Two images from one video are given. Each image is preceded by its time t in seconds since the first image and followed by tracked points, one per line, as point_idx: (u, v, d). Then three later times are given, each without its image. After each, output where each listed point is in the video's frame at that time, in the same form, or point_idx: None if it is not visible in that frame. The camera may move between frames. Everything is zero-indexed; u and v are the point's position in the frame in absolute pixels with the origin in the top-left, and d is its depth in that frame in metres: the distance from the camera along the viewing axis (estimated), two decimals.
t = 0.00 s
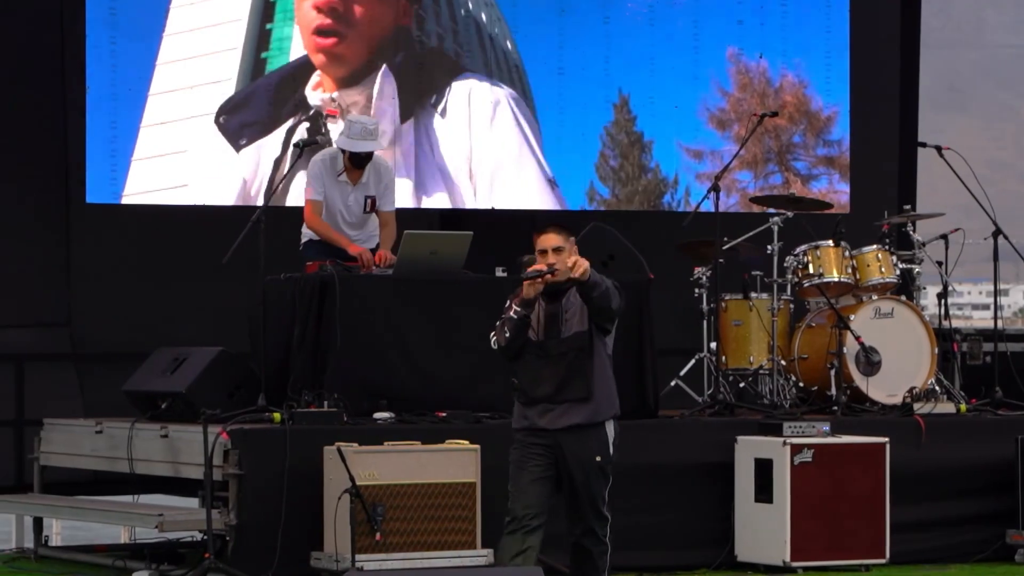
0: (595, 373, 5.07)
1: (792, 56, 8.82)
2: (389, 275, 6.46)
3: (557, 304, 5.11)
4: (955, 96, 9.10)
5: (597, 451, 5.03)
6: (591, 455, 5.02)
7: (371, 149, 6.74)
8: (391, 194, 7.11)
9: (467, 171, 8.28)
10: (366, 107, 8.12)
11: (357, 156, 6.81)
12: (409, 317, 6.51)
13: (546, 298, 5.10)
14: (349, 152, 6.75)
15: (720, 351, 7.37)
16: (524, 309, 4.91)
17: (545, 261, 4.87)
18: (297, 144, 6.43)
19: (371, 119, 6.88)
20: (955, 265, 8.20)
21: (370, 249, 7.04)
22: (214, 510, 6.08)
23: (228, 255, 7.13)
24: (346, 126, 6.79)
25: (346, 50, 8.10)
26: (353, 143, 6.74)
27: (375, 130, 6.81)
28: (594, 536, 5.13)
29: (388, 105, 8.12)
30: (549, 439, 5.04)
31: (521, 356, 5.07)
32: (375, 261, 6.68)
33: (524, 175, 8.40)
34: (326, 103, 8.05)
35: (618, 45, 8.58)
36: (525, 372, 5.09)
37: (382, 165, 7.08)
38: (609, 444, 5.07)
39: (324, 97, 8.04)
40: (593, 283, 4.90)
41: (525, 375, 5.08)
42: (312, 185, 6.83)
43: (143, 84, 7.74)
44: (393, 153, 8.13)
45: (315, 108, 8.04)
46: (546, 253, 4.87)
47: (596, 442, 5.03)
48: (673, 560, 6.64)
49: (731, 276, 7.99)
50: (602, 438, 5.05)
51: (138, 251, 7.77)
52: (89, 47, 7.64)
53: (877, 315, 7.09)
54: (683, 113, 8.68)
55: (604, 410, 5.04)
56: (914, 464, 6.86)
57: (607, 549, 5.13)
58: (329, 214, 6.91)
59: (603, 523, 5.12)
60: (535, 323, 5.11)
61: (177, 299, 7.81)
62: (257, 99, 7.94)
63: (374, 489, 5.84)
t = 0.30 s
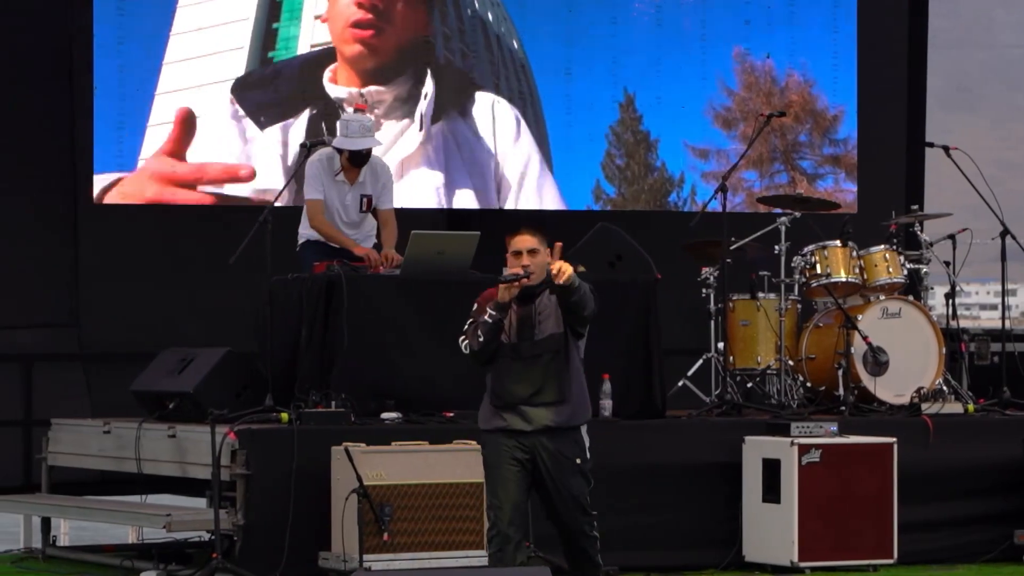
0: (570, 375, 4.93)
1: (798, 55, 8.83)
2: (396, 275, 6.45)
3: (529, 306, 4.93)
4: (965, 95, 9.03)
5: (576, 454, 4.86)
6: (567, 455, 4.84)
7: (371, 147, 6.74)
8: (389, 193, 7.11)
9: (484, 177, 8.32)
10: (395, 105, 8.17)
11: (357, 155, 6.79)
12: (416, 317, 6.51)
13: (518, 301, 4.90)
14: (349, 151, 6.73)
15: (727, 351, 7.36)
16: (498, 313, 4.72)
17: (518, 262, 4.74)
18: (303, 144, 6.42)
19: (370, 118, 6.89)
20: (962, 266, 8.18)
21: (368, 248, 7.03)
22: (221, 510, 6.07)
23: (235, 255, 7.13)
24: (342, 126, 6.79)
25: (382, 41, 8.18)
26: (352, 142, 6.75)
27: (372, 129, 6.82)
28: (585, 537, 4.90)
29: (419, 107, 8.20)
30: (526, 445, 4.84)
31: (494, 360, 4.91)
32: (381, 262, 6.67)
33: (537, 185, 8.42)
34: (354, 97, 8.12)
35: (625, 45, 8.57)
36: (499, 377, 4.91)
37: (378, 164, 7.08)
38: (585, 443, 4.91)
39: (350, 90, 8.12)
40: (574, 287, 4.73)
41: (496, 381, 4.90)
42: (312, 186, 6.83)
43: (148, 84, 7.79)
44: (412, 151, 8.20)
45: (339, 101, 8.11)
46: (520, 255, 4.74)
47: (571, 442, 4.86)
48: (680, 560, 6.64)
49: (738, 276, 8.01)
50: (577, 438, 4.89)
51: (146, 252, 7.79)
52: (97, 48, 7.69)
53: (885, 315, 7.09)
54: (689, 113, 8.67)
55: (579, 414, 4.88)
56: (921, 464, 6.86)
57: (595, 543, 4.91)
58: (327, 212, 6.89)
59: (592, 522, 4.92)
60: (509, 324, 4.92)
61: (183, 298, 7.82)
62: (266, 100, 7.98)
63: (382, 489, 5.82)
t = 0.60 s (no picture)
0: (559, 370, 4.72)
1: (810, 55, 8.82)
2: (410, 274, 6.45)
3: (520, 300, 4.77)
4: (976, 96, 9.15)
5: (564, 440, 4.65)
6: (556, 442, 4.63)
7: (386, 149, 6.76)
8: (402, 195, 7.15)
9: (545, 192, 8.37)
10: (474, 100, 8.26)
11: (371, 157, 6.82)
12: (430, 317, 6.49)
13: (508, 294, 4.76)
14: (364, 153, 6.77)
15: (740, 351, 7.37)
16: (488, 307, 4.60)
17: (508, 255, 4.67)
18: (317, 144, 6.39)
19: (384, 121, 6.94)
20: (976, 265, 8.23)
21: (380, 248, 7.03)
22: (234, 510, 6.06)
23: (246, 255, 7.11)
24: (358, 128, 6.83)
25: (464, 20, 8.25)
26: (368, 144, 6.78)
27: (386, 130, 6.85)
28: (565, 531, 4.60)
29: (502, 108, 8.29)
30: (513, 437, 4.67)
31: (483, 354, 4.73)
32: (395, 262, 6.67)
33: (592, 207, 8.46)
34: (432, 79, 8.19)
35: (636, 46, 8.56)
36: (488, 376, 4.73)
37: (391, 167, 7.13)
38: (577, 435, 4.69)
39: (432, 70, 8.18)
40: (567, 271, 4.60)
41: (486, 376, 4.73)
42: (325, 185, 6.83)
43: (160, 86, 7.73)
44: (484, 155, 8.25)
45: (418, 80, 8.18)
46: (510, 247, 4.67)
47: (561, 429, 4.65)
48: (693, 561, 6.63)
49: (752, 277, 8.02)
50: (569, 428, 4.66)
51: (157, 251, 7.79)
52: (110, 51, 7.63)
53: (899, 315, 7.09)
54: (701, 114, 8.68)
55: (569, 408, 4.68)
56: (935, 465, 6.85)
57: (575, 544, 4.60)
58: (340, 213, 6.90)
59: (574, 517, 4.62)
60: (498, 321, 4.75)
61: (195, 298, 7.83)
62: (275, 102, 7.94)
63: (394, 489, 5.82)
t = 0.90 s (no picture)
0: (545, 375, 4.73)
1: (812, 54, 8.82)
2: (412, 275, 6.45)
3: (514, 306, 4.82)
4: (977, 96, 9.20)
5: (541, 450, 4.61)
6: (534, 453, 4.61)
7: (396, 150, 6.76)
8: (411, 195, 7.11)
9: (594, 172, 8.46)
10: (525, 77, 8.34)
11: (379, 159, 6.80)
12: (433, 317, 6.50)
13: (500, 299, 4.81)
14: (374, 155, 6.75)
15: (743, 351, 7.38)
16: (477, 313, 4.65)
17: (500, 258, 4.70)
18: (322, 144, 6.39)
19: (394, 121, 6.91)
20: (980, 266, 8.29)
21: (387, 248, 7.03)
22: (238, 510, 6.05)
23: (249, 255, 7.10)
24: (367, 129, 6.79)
25: None
26: (377, 146, 6.76)
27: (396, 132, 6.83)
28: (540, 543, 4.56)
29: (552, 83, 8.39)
30: (499, 444, 4.67)
31: (473, 361, 4.76)
32: (399, 262, 6.65)
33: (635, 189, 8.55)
34: (483, 53, 8.28)
35: (638, 46, 8.57)
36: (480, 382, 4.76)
37: (401, 168, 7.09)
38: (558, 446, 4.66)
39: (483, 42, 8.28)
40: (567, 255, 4.59)
41: (474, 383, 4.77)
42: (333, 185, 6.81)
43: (164, 83, 7.72)
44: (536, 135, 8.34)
45: (469, 51, 8.26)
46: (502, 249, 4.69)
47: (539, 440, 4.62)
48: (695, 561, 6.62)
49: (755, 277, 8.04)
50: (551, 438, 4.64)
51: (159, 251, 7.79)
52: (113, 49, 7.65)
53: (901, 316, 7.09)
54: (703, 114, 8.69)
55: (551, 414, 4.66)
56: (938, 464, 6.85)
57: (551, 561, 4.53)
58: (348, 213, 6.90)
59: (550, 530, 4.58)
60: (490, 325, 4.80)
61: (198, 298, 7.83)
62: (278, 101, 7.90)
63: (398, 489, 5.81)
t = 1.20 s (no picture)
0: (526, 364, 4.74)
1: (812, 54, 8.83)
2: (413, 275, 6.42)
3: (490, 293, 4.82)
4: (978, 96, 9.21)
5: (527, 452, 4.60)
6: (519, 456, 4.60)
7: (402, 152, 6.75)
8: (420, 196, 7.11)
9: (621, 137, 8.51)
10: (547, 30, 8.37)
11: (386, 160, 6.81)
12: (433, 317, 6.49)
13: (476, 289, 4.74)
14: (381, 156, 6.76)
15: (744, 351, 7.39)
16: (450, 305, 4.65)
17: (476, 244, 4.69)
18: (322, 144, 6.40)
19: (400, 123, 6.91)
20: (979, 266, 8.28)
21: (396, 248, 7.05)
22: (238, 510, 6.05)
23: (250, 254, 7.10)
24: (374, 130, 6.80)
25: None
26: (383, 147, 6.76)
27: (402, 134, 6.83)
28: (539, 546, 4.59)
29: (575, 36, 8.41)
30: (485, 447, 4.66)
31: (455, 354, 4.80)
32: (400, 262, 6.64)
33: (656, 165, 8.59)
34: (501, 7, 8.29)
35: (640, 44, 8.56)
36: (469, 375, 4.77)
37: (409, 169, 7.08)
38: (545, 445, 4.65)
39: None
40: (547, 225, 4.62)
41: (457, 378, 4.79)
42: (338, 186, 6.81)
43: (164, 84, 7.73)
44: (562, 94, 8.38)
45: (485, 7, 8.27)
46: (478, 235, 4.69)
47: (525, 441, 4.62)
48: (696, 562, 6.62)
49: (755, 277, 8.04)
50: (535, 434, 4.63)
51: (159, 252, 7.79)
52: (113, 50, 7.64)
53: (902, 316, 7.09)
54: (704, 112, 8.69)
55: (536, 403, 4.66)
56: (938, 465, 6.85)
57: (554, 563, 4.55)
58: (354, 213, 6.90)
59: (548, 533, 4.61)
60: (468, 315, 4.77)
61: (198, 298, 7.82)
62: (278, 93, 7.93)
63: (398, 489, 5.81)
